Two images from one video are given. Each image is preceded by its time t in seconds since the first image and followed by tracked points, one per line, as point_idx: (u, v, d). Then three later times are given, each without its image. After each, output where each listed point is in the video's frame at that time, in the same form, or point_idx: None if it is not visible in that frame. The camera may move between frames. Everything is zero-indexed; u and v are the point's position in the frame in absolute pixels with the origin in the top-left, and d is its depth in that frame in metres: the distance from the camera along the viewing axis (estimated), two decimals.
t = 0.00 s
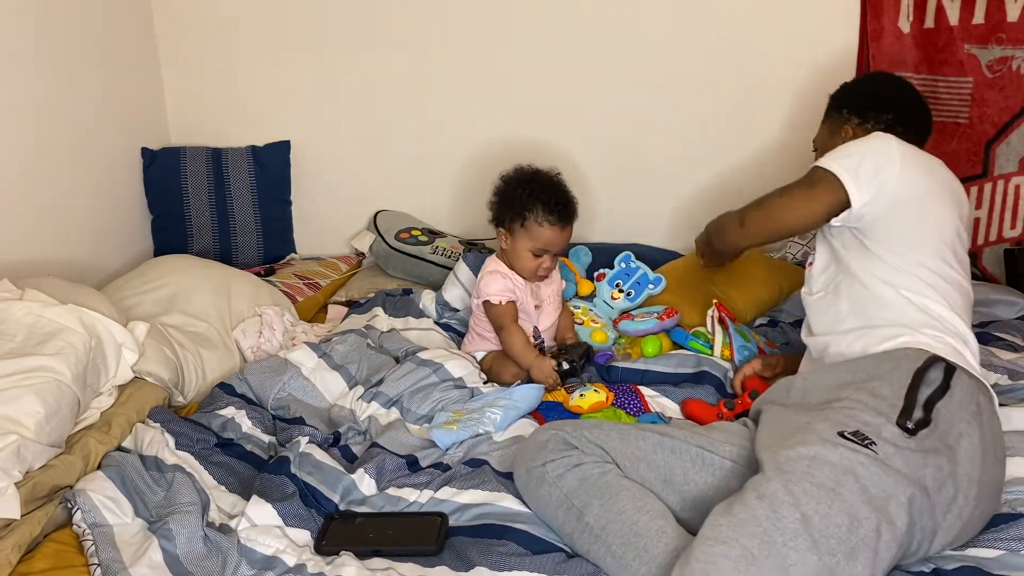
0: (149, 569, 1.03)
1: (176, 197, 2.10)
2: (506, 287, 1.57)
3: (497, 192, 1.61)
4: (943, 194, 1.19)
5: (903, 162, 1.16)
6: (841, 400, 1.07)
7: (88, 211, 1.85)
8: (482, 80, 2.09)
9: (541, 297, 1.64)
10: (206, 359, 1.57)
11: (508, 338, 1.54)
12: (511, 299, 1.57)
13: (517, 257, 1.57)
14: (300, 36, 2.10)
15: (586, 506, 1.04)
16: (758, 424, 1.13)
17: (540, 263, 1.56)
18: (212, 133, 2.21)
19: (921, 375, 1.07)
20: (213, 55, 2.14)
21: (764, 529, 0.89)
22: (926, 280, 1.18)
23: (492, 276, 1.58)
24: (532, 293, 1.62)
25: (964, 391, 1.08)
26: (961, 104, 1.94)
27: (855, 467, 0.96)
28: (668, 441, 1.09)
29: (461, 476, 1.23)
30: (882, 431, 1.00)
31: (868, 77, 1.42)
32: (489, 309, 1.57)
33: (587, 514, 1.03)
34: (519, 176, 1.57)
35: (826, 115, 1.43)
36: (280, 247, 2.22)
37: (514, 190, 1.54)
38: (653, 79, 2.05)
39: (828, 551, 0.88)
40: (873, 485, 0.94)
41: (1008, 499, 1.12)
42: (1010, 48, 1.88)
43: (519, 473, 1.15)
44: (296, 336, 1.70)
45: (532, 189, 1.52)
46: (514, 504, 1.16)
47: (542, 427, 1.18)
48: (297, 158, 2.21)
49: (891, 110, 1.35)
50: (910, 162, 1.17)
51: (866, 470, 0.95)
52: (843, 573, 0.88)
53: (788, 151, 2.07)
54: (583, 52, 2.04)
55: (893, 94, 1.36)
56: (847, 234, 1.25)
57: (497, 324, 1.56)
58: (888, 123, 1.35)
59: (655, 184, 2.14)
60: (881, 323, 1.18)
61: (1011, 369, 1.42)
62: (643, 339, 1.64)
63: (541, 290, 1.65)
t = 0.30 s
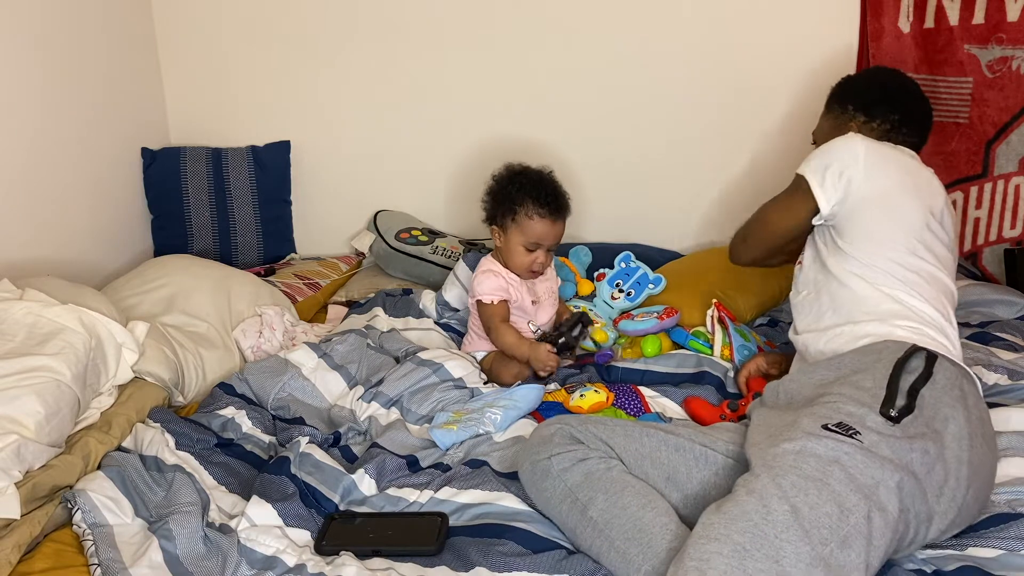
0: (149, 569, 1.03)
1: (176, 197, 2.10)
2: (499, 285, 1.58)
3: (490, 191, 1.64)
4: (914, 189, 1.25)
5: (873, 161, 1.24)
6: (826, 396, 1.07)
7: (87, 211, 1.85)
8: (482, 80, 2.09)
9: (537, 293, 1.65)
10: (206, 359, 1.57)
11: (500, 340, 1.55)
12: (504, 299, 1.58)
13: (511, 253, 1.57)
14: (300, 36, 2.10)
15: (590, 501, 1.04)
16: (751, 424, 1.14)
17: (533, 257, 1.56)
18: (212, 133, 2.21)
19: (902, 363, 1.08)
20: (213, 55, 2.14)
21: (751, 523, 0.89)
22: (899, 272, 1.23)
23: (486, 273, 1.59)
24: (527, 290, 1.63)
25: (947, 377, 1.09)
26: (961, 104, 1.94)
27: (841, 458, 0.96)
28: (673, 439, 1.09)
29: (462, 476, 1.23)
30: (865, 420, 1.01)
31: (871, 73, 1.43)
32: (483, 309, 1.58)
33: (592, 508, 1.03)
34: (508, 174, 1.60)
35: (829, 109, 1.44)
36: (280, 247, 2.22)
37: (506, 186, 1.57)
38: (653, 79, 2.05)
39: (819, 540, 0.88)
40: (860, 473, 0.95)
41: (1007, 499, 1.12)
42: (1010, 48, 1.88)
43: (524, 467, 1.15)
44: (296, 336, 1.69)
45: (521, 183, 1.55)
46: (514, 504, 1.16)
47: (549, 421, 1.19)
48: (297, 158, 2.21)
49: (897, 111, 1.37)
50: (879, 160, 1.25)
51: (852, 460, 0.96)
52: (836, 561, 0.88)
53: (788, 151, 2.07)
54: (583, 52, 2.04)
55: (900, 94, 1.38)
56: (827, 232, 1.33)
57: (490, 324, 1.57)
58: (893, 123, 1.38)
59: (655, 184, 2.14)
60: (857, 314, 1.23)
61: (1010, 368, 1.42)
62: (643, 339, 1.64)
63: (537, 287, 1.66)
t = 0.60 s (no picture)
0: (149, 569, 1.03)
1: (176, 197, 2.10)
2: (494, 282, 1.59)
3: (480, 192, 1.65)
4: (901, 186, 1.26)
5: (860, 160, 1.26)
6: (815, 394, 1.07)
7: (87, 210, 1.85)
8: (482, 80, 2.09)
9: (535, 288, 1.66)
10: (206, 360, 1.57)
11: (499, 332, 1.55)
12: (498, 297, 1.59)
13: (510, 247, 1.57)
14: (300, 36, 2.10)
15: (586, 507, 1.04)
16: (743, 423, 1.14)
17: (533, 248, 1.57)
18: (213, 133, 2.21)
19: (888, 358, 1.09)
20: (214, 55, 2.14)
21: (740, 523, 0.89)
22: (886, 268, 1.24)
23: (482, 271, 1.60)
24: (525, 286, 1.63)
25: (933, 371, 1.09)
26: (961, 104, 1.94)
27: (826, 454, 0.96)
28: (668, 443, 1.09)
29: (462, 476, 1.23)
30: (851, 416, 1.01)
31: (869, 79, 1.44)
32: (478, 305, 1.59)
33: (588, 515, 1.03)
34: (496, 173, 1.61)
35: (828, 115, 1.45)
36: (281, 247, 2.22)
37: (496, 182, 1.59)
38: (653, 79, 2.05)
39: (806, 536, 0.88)
40: (846, 468, 0.95)
41: (1006, 497, 1.11)
42: (1010, 48, 1.88)
43: (519, 475, 1.15)
44: (296, 336, 1.70)
45: (510, 178, 1.57)
46: (514, 506, 1.16)
47: (545, 428, 1.19)
48: (297, 158, 2.21)
49: (895, 117, 1.38)
50: (866, 159, 1.26)
51: (837, 456, 0.95)
52: (825, 557, 0.88)
53: (788, 151, 2.07)
54: (583, 52, 2.04)
55: (897, 99, 1.39)
56: (816, 231, 1.34)
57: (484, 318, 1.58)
58: (891, 129, 1.39)
59: (656, 184, 2.14)
60: (844, 310, 1.24)
61: (1010, 368, 1.42)
62: (643, 339, 1.64)
63: (535, 283, 1.66)
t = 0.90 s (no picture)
0: (149, 569, 1.03)
1: (176, 197, 2.10)
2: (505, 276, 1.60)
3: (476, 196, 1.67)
4: (887, 183, 1.27)
5: (840, 162, 1.27)
6: (812, 391, 1.07)
7: (87, 210, 1.85)
8: (482, 80, 2.09)
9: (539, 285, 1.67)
10: (206, 359, 1.57)
11: (511, 314, 1.56)
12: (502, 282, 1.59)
13: (524, 243, 1.59)
14: (300, 36, 2.10)
15: (586, 508, 1.04)
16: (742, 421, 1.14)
17: (546, 241, 1.59)
18: (213, 133, 2.21)
19: (882, 353, 1.10)
20: (214, 55, 2.14)
21: (735, 517, 0.89)
22: (877, 265, 1.25)
23: (488, 268, 1.61)
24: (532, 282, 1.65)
25: (927, 364, 1.10)
26: (961, 104, 1.94)
27: (820, 448, 0.96)
28: (666, 443, 1.09)
29: (462, 477, 1.23)
30: (846, 411, 1.01)
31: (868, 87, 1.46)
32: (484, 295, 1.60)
33: (587, 515, 1.03)
34: (492, 176, 1.63)
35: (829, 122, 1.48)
36: (281, 247, 2.22)
37: (496, 182, 1.60)
38: (654, 79, 2.05)
39: (801, 529, 0.88)
40: (841, 461, 0.95)
41: (1006, 496, 1.11)
42: (1010, 48, 1.88)
43: (518, 478, 1.14)
44: (296, 336, 1.70)
45: (513, 176, 1.59)
46: (514, 506, 1.16)
47: (543, 432, 1.19)
48: (297, 158, 2.21)
49: (892, 119, 1.39)
50: (847, 161, 1.27)
51: (831, 449, 0.96)
52: (821, 548, 0.88)
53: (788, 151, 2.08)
54: (583, 52, 2.04)
55: (894, 102, 1.40)
56: (807, 233, 1.35)
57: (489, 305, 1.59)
58: (887, 131, 1.39)
59: (656, 185, 2.14)
60: (838, 310, 1.25)
61: (1010, 367, 1.42)
62: (643, 339, 1.64)
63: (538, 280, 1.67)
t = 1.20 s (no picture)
0: (149, 569, 1.03)
1: (176, 197, 2.10)
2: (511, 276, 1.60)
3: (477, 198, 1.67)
4: (876, 182, 1.27)
5: (825, 163, 1.29)
6: (805, 390, 1.07)
7: (87, 210, 1.85)
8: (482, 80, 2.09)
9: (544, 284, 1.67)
10: (206, 359, 1.57)
11: (518, 315, 1.55)
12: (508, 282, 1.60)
13: (532, 241, 1.58)
14: (300, 36, 2.10)
15: (583, 510, 1.04)
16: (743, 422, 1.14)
17: (554, 237, 1.59)
18: (213, 133, 2.21)
19: (873, 351, 1.10)
20: (214, 55, 2.14)
21: (729, 515, 0.89)
22: (868, 264, 1.25)
23: (494, 269, 1.61)
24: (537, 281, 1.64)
25: (919, 361, 1.10)
26: (961, 104, 1.94)
27: (813, 445, 0.96)
28: (664, 444, 1.09)
29: (462, 477, 1.23)
30: (838, 408, 1.01)
31: (871, 88, 1.47)
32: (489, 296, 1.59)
33: (585, 517, 1.03)
34: (493, 177, 1.64)
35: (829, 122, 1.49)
36: (281, 247, 2.22)
37: (499, 181, 1.61)
38: (654, 79, 2.05)
39: (796, 526, 0.89)
40: (833, 458, 0.95)
41: (1007, 496, 1.11)
42: (1010, 48, 1.88)
43: (517, 481, 1.14)
44: (296, 336, 1.70)
45: (516, 175, 1.61)
46: (513, 507, 1.16)
47: (540, 435, 1.19)
48: (297, 157, 2.21)
49: (888, 119, 1.39)
50: (833, 162, 1.29)
51: (824, 446, 0.96)
52: (816, 545, 0.88)
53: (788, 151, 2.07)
54: (583, 52, 2.04)
55: (892, 103, 1.40)
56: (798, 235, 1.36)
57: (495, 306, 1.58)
58: (882, 131, 1.39)
59: (656, 185, 2.14)
60: (830, 309, 1.25)
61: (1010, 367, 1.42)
62: (643, 339, 1.64)
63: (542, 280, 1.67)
